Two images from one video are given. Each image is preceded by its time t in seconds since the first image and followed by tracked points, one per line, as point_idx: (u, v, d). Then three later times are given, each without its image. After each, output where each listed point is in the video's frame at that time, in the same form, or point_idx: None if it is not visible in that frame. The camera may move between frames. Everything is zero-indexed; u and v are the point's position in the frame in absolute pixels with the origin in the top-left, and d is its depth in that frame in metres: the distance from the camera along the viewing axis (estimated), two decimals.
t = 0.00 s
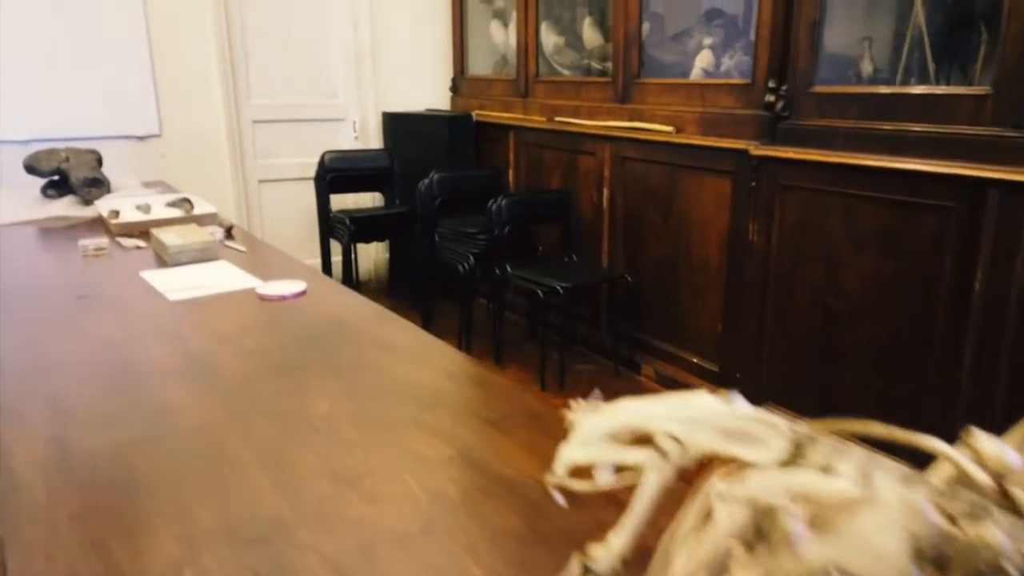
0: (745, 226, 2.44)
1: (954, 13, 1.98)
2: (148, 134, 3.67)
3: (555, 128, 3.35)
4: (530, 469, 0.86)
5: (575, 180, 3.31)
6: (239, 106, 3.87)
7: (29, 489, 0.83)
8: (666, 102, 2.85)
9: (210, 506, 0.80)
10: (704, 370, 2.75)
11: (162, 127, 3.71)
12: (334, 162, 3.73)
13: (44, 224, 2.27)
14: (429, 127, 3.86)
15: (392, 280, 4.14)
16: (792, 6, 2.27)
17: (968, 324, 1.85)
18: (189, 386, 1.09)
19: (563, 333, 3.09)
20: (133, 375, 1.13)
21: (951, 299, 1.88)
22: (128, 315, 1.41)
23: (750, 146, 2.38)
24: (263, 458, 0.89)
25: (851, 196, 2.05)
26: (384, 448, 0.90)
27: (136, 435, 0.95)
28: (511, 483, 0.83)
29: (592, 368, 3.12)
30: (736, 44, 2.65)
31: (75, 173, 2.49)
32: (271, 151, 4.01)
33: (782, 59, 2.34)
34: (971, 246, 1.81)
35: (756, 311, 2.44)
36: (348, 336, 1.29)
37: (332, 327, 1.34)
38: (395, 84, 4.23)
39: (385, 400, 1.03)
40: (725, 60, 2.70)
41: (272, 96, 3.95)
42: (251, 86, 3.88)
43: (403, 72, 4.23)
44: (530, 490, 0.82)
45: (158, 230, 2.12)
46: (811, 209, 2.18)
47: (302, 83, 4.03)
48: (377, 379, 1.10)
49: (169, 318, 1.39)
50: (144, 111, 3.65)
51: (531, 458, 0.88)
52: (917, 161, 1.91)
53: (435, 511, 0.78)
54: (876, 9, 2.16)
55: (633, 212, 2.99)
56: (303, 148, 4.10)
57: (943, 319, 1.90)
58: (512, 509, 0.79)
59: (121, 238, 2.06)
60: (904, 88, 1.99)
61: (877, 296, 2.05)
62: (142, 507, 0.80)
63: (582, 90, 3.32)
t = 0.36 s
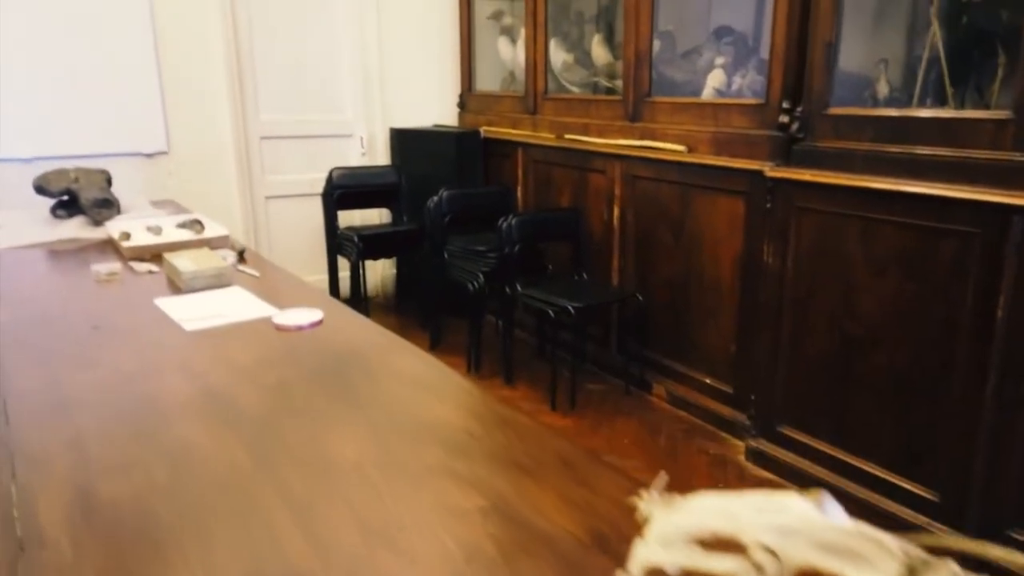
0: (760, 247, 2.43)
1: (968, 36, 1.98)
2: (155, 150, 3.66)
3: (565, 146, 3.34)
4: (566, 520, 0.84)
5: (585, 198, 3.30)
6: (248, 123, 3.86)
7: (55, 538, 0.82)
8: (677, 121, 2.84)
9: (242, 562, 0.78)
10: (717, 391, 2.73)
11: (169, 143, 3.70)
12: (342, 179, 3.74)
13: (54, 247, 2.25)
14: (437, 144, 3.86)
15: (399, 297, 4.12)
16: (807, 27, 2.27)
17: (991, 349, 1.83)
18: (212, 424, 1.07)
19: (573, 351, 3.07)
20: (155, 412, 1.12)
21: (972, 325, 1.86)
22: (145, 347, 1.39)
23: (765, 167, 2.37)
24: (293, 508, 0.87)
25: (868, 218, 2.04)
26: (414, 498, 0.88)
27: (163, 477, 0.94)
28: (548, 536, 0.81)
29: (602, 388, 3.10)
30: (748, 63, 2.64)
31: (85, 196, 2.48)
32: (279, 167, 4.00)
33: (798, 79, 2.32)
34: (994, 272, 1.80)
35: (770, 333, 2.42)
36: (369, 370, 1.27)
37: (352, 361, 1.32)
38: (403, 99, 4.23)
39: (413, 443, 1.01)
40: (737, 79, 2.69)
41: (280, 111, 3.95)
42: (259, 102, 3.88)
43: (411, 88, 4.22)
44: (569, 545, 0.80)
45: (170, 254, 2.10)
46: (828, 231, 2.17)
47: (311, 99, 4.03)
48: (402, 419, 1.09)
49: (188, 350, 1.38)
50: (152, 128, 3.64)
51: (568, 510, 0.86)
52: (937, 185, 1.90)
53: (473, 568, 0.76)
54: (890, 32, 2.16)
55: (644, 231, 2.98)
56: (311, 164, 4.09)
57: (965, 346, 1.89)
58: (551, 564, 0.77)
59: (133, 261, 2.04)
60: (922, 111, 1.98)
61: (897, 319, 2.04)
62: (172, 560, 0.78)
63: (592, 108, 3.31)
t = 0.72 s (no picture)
0: (772, 273, 2.43)
1: (980, 64, 1.99)
2: (164, 172, 3.66)
3: (574, 168, 3.34)
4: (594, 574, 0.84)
5: (593, 220, 3.30)
6: (257, 144, 3.88)
7: None
8: (687, 145, 2.84)
9: None
10: (728, 416, 2.71)
11: (178, 164, 3.70)
12: (350, 200, 3.75)
13: (66, 273, 2.25)
14: (445, 165, 3.87)
15: (406, 317, 4.11)
16: (818, 53, 2.27)
17: (1007, 378, 1.82)
18: (232, 468, 1.07)
19: (583, 374, 3.06)
20: (175, 455, 1.11)
21: (988, 354, 1.86)
22: (161, 384, 1.39)
23: (775, 193, 2.37)
24: (317, 559, 0.86)
25: (882, 245, 2.04)
26: (441, 551, 0.88)
27: (185, 526, 0.93)
28: None
29: (612, 411, 3.08)
30: (758, 87, 2.65)
31: (96, 222, 2.47)
32: (287, 188, 4.01)
33: (810, 105, 2.32)
34: (1009, 302, 1.79)
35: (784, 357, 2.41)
36: (389, 410, 1.26)
37: (372, 398, 1.31)
38: (410, 120, 4.24)
39: (435, 489, 1.01)
40: (747, 103, 2.70)
41: (289, 132, 3.96)
42: (267, 123, 3.90)
43: (418, 108, 4.24)
44: None
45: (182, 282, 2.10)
46: (840, 258, 2.17)
47: (319, 120, 4.05)
48: (424, 463, 1.08)
49: (205, 386, 1.37)
50: (160, 150, 3.65)
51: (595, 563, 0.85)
52: (951, 215, 1.90)
53: None
54: (898, 58, 2.19)
55: (653, 254, 2.98)
56: (319, 184, 4.10)
57: (981, 374, 1.88)
58: None
59: (146, 290, 2.05)
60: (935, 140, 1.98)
61: (913, 346, 2.03)
62: None
63: (601, 130, 3.31)
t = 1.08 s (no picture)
0: (782, 303, 2.44)
1: (988, 96, 2.01)
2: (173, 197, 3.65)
3: (582, 194, 3.35)
4: None
5: (601, 245, 3.31)
6: (266, 168, 3.90)
7: None
8: (694, 172, 2.86)
9: None
10: (738, 444, 2.71)
11: (187, 190, 3.69)
12: (358, 224, 3.77)
13: (77, 304, 2.25)
14: (451, 188, 3.88)
15: (413, 340, 4.12)
16: (828, 85, 2.29)
17: (1021, 413, 1.83)
18: (257, 518, 1.07)
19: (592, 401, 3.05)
20: (199, 502, 1.12)
21: (1001, 388, 1.86)
22: (179, 426, 1.39)
23: (785, 223, 2.38)
24: None
25: (892, 277, 2.05)
26: None
27: None
28: None
29: (621, 437, 3.08)
30: (765, 115, 2.68)
31: (109, 251, 2.48)
32: (295, 212, 4.03)
33: (820, 136, 2.34)
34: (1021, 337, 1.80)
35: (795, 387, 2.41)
36: (410, 453, 1.27)
37: (391, 441, 1.32)
38: (417, 143, 4.26)
39: (461, 540, 1.02)
40: (754, 131, 2.72)
41: (297, 156, 3.98)
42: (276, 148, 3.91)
43: (425, 132, 4.25)
44: None
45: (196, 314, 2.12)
46: (851, 289, 2.18)
47: (327, 144, 4.07)
48: (448, 512, 1.09)
49: (224, 427, 1.38)
50: (170, 177, 3.64)
51: None
52: (961, 248, 1.91)
53: None
54: (906, 90, 2.20)
55: (661, 280, 2.99)
56: (327, 208, 4.12)
57: (995, 408, 1.88)
58: None
59: (160, 322, 2.06)
60: (945, 172, 2.00)
61: (924, 378, 2.03)
62: None
63: (609, 156, 3.32)
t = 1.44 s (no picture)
0: (793, 332, 2.45)
1: (995, 129, 2.03)
2: (183, 224, 3.62)
3: (590, 221, 3.37)
4: None
5: (609, 271, 3.32)
6: (275, 194, 3.92)
7: None
8: (703, 200, 2.87)
9: None
10: (750, 473, 2.70)
11: (198, 215, 3.67)
12: (366, 249, 3.79)
13: (92, 335, 2.25)
14: (458, 213, 3.90)
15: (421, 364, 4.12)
16: (838, 118, 2.32)
17: None
18: (283, 564, 1.08)
19: (603, 429, 3.05)
20: (225, 547, 1.12)
21: (1015, 423, 1.87)
22: (201, 467, 1.39)
23: (794, 253, 2.40)
24: None
25: (904, 308, 2.07)
26: None
27: None
28: None
29: (630, 465, 3.07)
30: (773, 143, 2.71)
31: (123, 280, 2.49)
32: (303, 237, 4.04)
33: (829, 167, 2.36)
34: None
35: (809, 417, 2.41)
36: (429, 495, 1.28)
37: (411, 481, 1.33)
38: (424, 168, 4.28)
39: None
40: (762, 159, 2.75)
41: (306, 182, 4.00)
42: (286, 173, 3.93)
43: (433, 157, 4.27)
44: None
45: (212, 346, 2.13)
46: (862, 321, 2.19)
47: (336, 169, 4.09)
48: (472, 557, 1.10)
49: (245, 466, 1.39)
50: (182, 202, 3.61)
51: None
52: (972, 281, 1.93)
53: None
54: (914, 122, 2.21)
55: (670, 307, 3.00)
56: (335, 232, 4.14)
57: (1009, 442, 1.89)
58: None
59: (175, 354, 2.06)
60: (955, 206, 2.02)
61: (938, 410, 2.04)
62: None
63: (617, 183, 3.34)
